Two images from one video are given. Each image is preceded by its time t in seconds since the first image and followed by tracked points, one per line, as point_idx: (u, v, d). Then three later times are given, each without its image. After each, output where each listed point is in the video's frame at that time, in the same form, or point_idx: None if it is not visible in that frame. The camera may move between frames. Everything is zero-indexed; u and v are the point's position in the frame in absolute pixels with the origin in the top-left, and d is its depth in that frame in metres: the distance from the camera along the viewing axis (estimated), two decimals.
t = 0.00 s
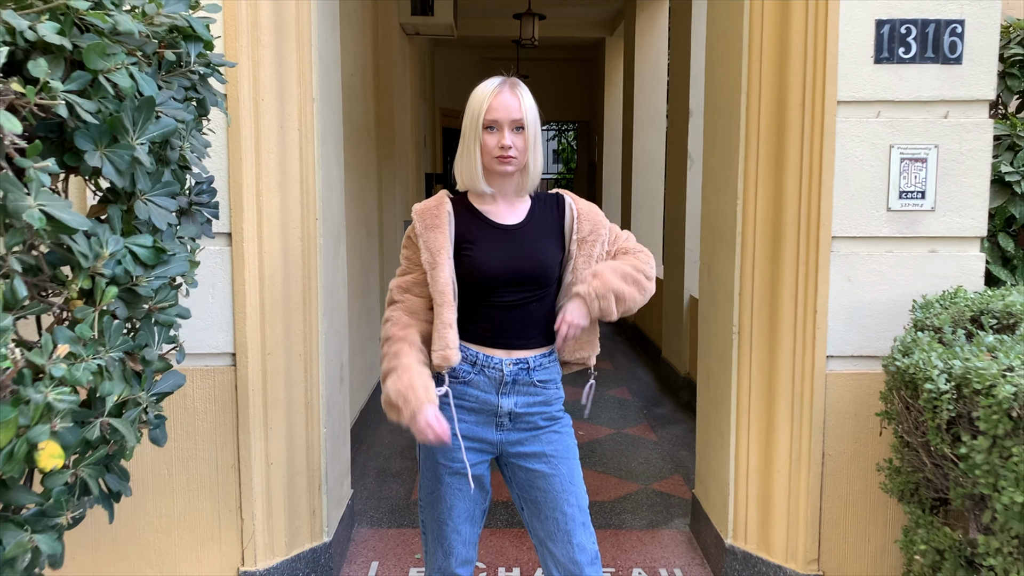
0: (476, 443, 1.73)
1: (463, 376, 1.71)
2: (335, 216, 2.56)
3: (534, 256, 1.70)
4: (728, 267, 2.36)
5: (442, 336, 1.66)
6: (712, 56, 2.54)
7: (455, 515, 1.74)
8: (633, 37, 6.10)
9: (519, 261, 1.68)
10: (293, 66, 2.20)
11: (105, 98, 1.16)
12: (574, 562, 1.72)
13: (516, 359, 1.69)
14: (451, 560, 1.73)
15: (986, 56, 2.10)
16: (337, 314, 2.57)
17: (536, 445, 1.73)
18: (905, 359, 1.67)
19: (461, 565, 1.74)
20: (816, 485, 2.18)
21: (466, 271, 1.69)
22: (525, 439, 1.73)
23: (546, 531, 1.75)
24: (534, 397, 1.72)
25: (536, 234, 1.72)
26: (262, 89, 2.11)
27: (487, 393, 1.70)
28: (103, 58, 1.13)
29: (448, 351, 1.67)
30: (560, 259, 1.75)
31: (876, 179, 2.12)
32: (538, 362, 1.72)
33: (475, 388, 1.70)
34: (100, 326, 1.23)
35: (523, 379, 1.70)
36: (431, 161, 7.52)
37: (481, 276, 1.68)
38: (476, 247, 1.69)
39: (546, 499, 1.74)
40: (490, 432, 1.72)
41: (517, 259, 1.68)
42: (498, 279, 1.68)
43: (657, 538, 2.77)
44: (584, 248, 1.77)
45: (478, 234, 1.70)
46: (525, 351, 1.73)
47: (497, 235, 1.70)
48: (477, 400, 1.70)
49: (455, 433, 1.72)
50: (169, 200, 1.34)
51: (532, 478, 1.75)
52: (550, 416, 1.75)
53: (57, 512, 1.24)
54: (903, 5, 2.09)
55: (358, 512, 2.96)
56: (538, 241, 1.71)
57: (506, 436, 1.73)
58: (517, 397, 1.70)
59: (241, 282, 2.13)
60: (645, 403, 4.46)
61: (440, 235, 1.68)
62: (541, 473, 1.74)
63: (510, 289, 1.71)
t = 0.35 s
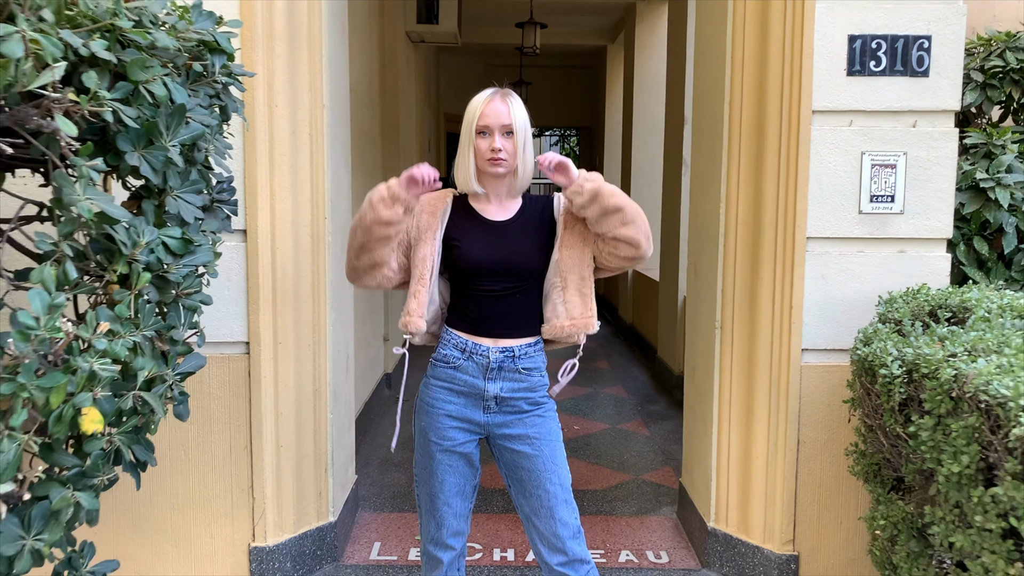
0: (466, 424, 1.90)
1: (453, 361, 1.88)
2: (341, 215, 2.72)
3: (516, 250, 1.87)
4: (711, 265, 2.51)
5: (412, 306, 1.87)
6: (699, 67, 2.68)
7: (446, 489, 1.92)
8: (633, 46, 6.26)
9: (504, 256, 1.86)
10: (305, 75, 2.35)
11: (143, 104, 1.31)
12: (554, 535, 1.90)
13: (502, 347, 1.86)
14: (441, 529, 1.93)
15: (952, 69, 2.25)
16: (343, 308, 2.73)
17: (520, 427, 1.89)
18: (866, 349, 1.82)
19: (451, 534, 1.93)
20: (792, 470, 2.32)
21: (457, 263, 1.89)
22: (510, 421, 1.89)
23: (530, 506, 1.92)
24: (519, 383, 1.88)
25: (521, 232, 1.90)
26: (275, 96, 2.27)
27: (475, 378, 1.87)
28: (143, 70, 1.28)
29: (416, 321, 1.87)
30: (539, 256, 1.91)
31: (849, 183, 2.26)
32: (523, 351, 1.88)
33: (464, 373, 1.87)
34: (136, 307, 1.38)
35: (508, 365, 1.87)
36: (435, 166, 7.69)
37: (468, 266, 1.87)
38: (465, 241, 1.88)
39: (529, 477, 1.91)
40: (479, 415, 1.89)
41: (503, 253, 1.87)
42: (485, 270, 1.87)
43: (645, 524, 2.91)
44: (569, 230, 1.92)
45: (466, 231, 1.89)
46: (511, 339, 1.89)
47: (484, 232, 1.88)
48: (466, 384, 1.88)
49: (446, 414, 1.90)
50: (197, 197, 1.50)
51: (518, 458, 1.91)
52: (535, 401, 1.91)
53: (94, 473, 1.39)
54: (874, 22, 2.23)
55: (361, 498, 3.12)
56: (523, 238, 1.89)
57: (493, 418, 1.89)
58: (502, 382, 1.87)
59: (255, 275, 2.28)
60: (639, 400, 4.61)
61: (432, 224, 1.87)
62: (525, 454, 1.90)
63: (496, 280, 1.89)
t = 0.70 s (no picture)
0: (460, 413, 2.05)
1: (449, 355, 2.03)
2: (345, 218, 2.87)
3: (507, 246, 2.04)
4: (694, 267, 2.66)
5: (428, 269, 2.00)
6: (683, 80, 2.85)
7: (442, 474, 2.07)
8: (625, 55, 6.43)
9: (495, 252, 2.04)
10: (312, 87, 2.51)
11: (174, 118, 1.46)
12: (543, 518, 2.04)
13: (494, 342, 2.00)
14: (437, 511, 2.08)
15: (917, 84, 2.41)
16: (347, 307, 2.88)
17: (511, 417, 2.03)
18: (833, 342, 1.98)
19: (447, 515, 2.08)
20: (768, 458, 2.47)
21: (452, 258, 2.07)
22: (502, 411, 2.03)
23: (521, 490, 2.06)
24: (509, 376, 2.02)
25: (512, 231, 2.07)
26: (285, 107, 2.42)
27: (469, 370, 2.02)
28: (176, 88, 1.42)
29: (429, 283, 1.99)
30: (526, 252, 2.05)
31: (822, 190, 2.42)
32: (514, 346, 2.02)
33: (459, 366, 2.02)
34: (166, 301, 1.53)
35: (499, 359, 2.01)
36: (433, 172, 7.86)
37: (462, 261, 2.06)
38: (461, 237, 2.07)
39: (520, 463, 2.05)
40: (472, 405, 2.03)
41: (495, 249, 2.04)
42: (478, 265, 2.05)
43: (633, 513, 3.06)
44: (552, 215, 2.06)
45: (462, 228, 2.08)
46: (501, 333, 2.04)
47: (479, 230, 2.07)
48: (460, 376, 2.02)
49: (442, 404, 2.04)
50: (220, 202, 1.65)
51: (509, 445, 2.06)
52: (525, 393, 2.04)
53: (128, 451, 1.52)
54: (845, 39, 2.39)
55: (363, 489, 3.26)
56: (514, 236, 2.06)
57: (486, 408, 2.04)
58: (494, 375, 2.01)
59: (265, 275, 2.43)
60: (631, 399, 4.76)
61: (449, 209, 2.07)
62: (516, 442, 2.04)
63: (488, 274, 2.05)
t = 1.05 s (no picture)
0: (459, 392, 2.17)
1: (448, 337, 2.15)
2: (345, 210, 2.98)
3: (505, 232, 2.17)
4: (679, 255, 2.81)
5: (445, 249, 2.13)
6: (668, 77, 2.99)
7: (443, 449, 2.19)
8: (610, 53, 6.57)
9: (494, 237, 2.16)
10: (314, 83, 2.61)
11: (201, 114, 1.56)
12: (538, 489, 2.16)
13: (491, 324, 2.12)
14: (438, 484, 2.20)
15: (887, 80, 2.57)
16: (347, 295, 2.98)
17: (507, 395, 2.15)
18: (809, 320, 2.13)
19: (447, 488, 2.20)
20: (750, 434, 2.62)
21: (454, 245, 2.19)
22: (498, 390, 2.16)
23: (517, 464, 2.19)
24: (505, 356, 2.14)
25: (509, 217, 2.20)
26: (288, 103, 2.53)
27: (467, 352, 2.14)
28: (202, 86, 1.53)
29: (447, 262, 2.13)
30: (522, 237, 2.19)
31: (799, 180, 2.57)
32: (509, 328, 2.15)
33: (458, 347, 2.14)
34: (192, 282, 1.65)
35: (495, 341, 2.13)
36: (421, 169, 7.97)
37: (463, 245, 2.17)
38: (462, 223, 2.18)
39: (515, 438, 2.18)
40: (470, 384, 2.15)
41: (494, 234, 2.17)
42: (478, 250, 2.17)
43: (622, 491, 3.21)
44: (543, 198, 2.22)
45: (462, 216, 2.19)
46: (499, 316, 2.16)
47: (478, 217, 2.19)
48: (459, 357, 2.15)
49: (442, 383, 2.16)
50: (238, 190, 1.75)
51: (505, 422, 2.18)
52: (520, 372, 2.17)
53: (156, 422, 1.66)
54: (820, 37, 2.54)
55: (363, 473, 3.38)
56: (511, 223, 2.19)
57: (483, 387, 2.16)
58: (490, 355, 2.13)
59: (270, 264, 2.53)
60: (618, 387, 4.91)
61: (458, 197, 2.20)
62: (512, 418, 2.17)
63: (488, 258, 2.17)
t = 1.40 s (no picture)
0: (464, 371, 2.32)
1: (453, 320, 2.30)
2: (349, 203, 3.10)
3: (506, 222, 2.32)
4: (667, 242, 2.96)
5: (453, 241, 2.26)
6: (656, 73, 3.13)
7: (449, 424, 2.34)
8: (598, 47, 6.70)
9: (495, 227, 2.31)
10: (320, 81, 2.73)
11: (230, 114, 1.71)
12: (539, 461, 2.32)
13: (494, 308, 2.27)
14: (445, 457, 2.35)
15: (862, 75, 2.73)
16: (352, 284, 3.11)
17: (509, 373, 2.30)
18: (789, 301, 2.28)
19: (454, 461, 2.36)
20: (736, 409, 2.79)
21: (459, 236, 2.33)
22: (501, 369, 2.31)
23: (519, 437, 2.34)
24: (507, 337, 2.29)
25: (509, 208, 2.35)
26: (296, 100, 2.65)
27: (471, 333, 2.28)
28: (232, 88, 1.68)
29: (455, 253, 2.25)
30: (523, 226, 2.34)
31: (780, 170, 2.73)
32: (511, 312, 2.30)
33: (463, 329, 2.29)
34: (223, 268, 1.82)
35: (499, 323, 2.28)
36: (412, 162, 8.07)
37: (466, 235, 2.31)
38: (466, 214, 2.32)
39: (517, 414, 2.33)
40: (475, 363, 2.30)
41: (496, 224, 2.31)
42: (481, 239, 2.31)
43: (616, 468, 3.37)
44: (543, 191, 2.36)
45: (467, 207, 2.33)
46: (502, 300, 2.31)
47: (482, 208, 2.33)
48: (464, 338, 2.29)
49: (449, 363, 2.31)
50: (261, 185, 1.91)
51: (508, 398, 2.33)
52: (522, 352, 2.32)
53: (190, 399, 1.83)
54: (799, 35, 2.69)
55: (367, 455, 3.52)
56: (511, 213, 2.34)
57: (487, 366, 2.31)
58: (494, 336, 2.28)
59: (281, 254, 2.66)
60: (609, 372, 5.08)
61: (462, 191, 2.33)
62: (514, 395, 2.32)
63: (491, 247, 2.31)
